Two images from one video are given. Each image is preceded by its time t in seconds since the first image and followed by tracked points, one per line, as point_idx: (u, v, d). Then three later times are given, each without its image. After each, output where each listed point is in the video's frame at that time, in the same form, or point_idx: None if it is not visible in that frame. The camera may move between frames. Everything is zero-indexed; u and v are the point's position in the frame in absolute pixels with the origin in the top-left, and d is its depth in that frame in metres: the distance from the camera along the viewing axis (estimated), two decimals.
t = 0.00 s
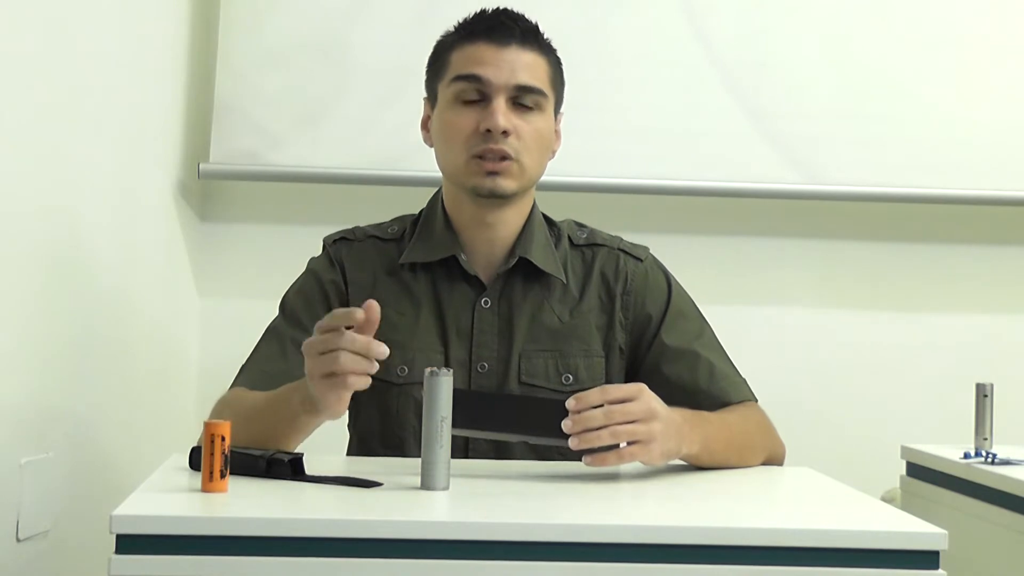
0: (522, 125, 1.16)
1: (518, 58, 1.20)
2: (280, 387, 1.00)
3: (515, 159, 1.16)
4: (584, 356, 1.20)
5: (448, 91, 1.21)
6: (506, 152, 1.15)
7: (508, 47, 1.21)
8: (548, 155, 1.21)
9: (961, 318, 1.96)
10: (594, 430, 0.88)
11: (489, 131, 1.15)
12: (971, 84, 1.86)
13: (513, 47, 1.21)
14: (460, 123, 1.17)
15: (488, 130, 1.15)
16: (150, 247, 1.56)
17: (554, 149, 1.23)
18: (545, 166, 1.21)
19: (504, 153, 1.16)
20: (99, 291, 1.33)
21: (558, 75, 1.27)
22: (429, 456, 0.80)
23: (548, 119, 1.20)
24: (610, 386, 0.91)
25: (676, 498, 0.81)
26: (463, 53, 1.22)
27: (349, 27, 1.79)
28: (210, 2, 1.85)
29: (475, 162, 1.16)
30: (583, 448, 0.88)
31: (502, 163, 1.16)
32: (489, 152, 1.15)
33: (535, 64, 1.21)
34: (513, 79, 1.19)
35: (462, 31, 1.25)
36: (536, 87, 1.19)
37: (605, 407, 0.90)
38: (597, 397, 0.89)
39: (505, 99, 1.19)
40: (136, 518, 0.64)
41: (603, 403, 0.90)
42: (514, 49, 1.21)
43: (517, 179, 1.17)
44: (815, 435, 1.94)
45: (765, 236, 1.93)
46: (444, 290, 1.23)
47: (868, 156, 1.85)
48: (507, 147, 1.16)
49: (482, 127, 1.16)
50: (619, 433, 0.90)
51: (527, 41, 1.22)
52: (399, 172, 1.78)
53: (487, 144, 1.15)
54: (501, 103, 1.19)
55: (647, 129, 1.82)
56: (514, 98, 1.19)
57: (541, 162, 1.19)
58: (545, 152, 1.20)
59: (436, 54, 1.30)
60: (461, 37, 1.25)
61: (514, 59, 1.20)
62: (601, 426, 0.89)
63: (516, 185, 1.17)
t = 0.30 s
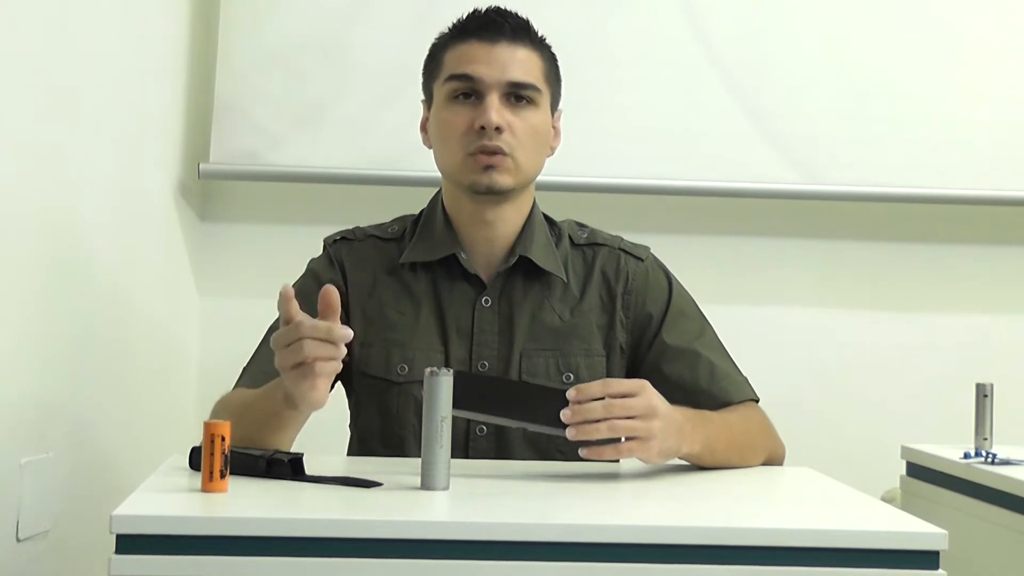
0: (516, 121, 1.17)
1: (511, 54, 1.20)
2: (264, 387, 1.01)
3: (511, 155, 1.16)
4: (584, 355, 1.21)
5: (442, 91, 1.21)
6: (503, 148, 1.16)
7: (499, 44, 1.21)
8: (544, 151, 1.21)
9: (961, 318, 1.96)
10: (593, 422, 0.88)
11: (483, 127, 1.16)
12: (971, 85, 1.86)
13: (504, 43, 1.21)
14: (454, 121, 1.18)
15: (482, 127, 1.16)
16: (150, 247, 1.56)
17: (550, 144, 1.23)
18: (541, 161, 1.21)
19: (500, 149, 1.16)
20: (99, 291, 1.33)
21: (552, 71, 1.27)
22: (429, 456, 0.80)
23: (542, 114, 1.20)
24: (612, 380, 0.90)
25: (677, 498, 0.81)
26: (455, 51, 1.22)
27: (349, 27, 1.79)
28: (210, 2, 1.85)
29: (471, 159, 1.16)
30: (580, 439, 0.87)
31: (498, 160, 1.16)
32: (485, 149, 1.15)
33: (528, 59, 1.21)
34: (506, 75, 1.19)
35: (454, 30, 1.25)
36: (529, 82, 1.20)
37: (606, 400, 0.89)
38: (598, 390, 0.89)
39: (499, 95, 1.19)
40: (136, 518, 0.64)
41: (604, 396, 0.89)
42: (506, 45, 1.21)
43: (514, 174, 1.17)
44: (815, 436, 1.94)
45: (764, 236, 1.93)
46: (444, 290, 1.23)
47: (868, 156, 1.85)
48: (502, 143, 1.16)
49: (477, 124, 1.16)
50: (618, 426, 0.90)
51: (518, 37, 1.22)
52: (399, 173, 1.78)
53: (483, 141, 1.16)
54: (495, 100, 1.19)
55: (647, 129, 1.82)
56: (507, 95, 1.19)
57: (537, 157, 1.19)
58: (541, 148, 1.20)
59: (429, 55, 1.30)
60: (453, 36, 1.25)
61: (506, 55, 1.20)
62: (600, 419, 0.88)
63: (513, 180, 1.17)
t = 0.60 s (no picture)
0: (518, 119, 1.16)
1: (512, 53, 1.20)
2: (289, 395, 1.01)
3: (513, 153, 1.16)
4: (585, 355, 1.20)
5: (444, 91, 1.21)
6: (505, 146, 1.15)
7: (501, 43, 1.21)
8: (545, 150, 1.20)
9: (961, 318, 1.96)
10: (595, 423, 0.88)
11: (485, 125, 1.15)
12: (971, 85, 1.86)
13: (506, 43, 1.21)
14: (456, 119, 1.17)
15: (484, 125, 1.15)
16: (150, 247, 1.55)
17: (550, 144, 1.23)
18: (542, 160, 1.21)
19: (502, 146, 1.15)
20: (99, 291, 1.33)
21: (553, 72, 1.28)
22: (429, 456, 0.80)
23: (543, 113, 1.20)
24: (613, 381, 0.91)
25: (677, 499, 0.81)
26: (456, 51, 1.22)
27: (349, 27, 1.79)
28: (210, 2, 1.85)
29: (474, 157, 1.16)
30: (583, 441, 0.88)
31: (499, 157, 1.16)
32: (487, 146, 1.15)
33: (529, 59, 1.21)
34: (507, 74, 1.19)
35: (455, 30, 1.25)
36: (530, 81, 1.20)
37: (607, 401, 0.89)
38: (599, 391, 0.89)
39: (501, 94, 1.19)
40: (136, 518, 0.64)
41: (605, 397, 0.90)
42: (507, 44, 1.21)
43: (516, 172, 1.17)
44: (815, 436, 1.94)
45: (764, 236, 1.93)
46: (444, 289, 1.24)
47: (868, 156, 1.85)
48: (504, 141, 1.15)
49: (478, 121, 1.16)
50: (619, 428, 0.90)
51: (519, 36, 1.23)
52: (399, 173, 1.78)
53: (484, 139, 1.15)
54: (497, 98, 1.19)
55: (647, 129, 1.82)
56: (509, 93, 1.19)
57: (540, 156, 1.19)
58: (542, 147, 1.19)
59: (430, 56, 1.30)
60: (453, 36, 1.25)
61: (507, 54, 1.20)
62: (601, 420, 0.88)
63: (515, 178, 1.17)
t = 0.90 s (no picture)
0: (532, 120, 1.16)
1: (527, 54, 1.20)
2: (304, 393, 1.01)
3: (525, 154, 1.16)
4: (587, 355, 1.21)
5: (457, 88, 1.21)
6: (517, 146, 1.15)
7: (516, 43, 1.21)
8: (555, 151, 1.21)
9: (961, 318, 1.96)
10: (603, 419, 0.88)
11: (500, 124, 1.15)
12: (971, 84, 1.86)
13: (521, 43, 1.21)
14: (470, 117, 1.17)
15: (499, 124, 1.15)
16: (150, 247, 1.56)
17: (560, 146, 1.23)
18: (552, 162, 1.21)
19: (515, 147, 1.15)
20: (99, 291, 1.33)
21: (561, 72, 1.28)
22: (429, 456, 0.80)
23: (555, 115, 1.20)
24: (621, 378, 0.90)
25: (677, 499, 0.81)
26: (469, 50, 1.22)
27: (349, 27, 1.79)
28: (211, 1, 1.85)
29: (486, 156, 1.16)
30: (589, 437, 0.88)
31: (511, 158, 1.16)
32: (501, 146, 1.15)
33: (542, 60, 1.21)
34: (521, 74, 1.19)
35: (469, 28, 1.25)
36: (544, 83, 1.20)
37: (615, 397, 0.89)
38: (608, 387, 0.89)
39: (515, 94, 1.19)
40: (136, 518, 0.64)
41: (613, 393, 0.89)
42: (522, 45, 1.21)
43: (528, 173, 1.17)
44: (815, 436, 1.94)
45: (765, 236, 1.93)
46: (446, 289, 1.23)
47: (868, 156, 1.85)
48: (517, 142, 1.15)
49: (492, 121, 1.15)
50: (626, 422, 0.90)
51: (533, 37, 1.23)
52: (399, 173, 1.78)
53: (497, 138, 1.15)
54: (511, 99, 1.19)
55: (648, 129, 1.82)
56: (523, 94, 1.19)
57: (550, 158, 1.19)
58: (552, 148, 1.20)
59: (440, 54, 1.30)
60: (468, 34, 1.25)
61: (521, 54, 1.20)
62: (609, 416, 0.88)
63: (526, 180, 1.17)
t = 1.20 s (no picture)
0: (530, 141, 1.14)
1: (529, 70, 1.17)
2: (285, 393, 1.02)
3: (522, 174, 1.15)
4: (588, 357, 1.21)
5: (456, 101, 1.18)
6: (514, 168, 1.14)
7: (518, 57, 1.17)
8: (555, 166, 1.20)
9: (961, 319, 1.96)
10: (604, 416, 0.87)
11: (497, 147, 1.13)
12: (971, 84, 1.86)
13: (523, 57, 1.17)
14: (468, 135, 1.15)
15: (496, 146, 1.13)
16: (150, 246, 1.56)
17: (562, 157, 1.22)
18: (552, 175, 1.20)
19: (512, 168, 1.15)
20: (99, 292, 1.33)
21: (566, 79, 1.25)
22: (429, 457, 0.80)
23: (557, 131, 1.18)
24: (624, 374, 0.90)
25: (677, 499, 0.81)
26: (471, 60, 1.19)
27: (349, 26, 1.79)
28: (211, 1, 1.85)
29: (483, 176, 1.15)
30: (590, 434, 0.87)
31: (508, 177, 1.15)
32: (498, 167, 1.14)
33: (545, 73, 1.18)
34: (522, 92, 1.16)
35: (472, 36, 1.21)
36: (546, 100, 1.17)
37: (618, 394, 0.89)
38: (611, 383, 0.88)
39: (515, 111, 1.16)
40: (135, 518, 0.64)
41: (616, 390, 0.89)
42: (525, 59, 1.17)
43: (524, 191, 1.17)
44: (815, 436, 1.94)
45: (765, 236, 1.93)
46: (447, 290, 1.23)
47: (868, 156, 1.85)
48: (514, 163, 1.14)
49: (490, 142, 1.14)
50: (627, 419, 0.90)
51: (537, 50, 1.19)
52: (399, 173, 1.78)
53: (495, 160, 1.14)
54: (511, 116, 1.16)
55: (648, 129, 1.82)
56: (524, 111, 1.16)
57: (547, 174, 1.18)
58: (552, 164, 1.19)
59: (444, 52, 1.27)
60: (470, 43, 1.21)
61: (524, 69, 1.17)
62: (611, 412, 0.87)
63: (522, 197, 1.17)
